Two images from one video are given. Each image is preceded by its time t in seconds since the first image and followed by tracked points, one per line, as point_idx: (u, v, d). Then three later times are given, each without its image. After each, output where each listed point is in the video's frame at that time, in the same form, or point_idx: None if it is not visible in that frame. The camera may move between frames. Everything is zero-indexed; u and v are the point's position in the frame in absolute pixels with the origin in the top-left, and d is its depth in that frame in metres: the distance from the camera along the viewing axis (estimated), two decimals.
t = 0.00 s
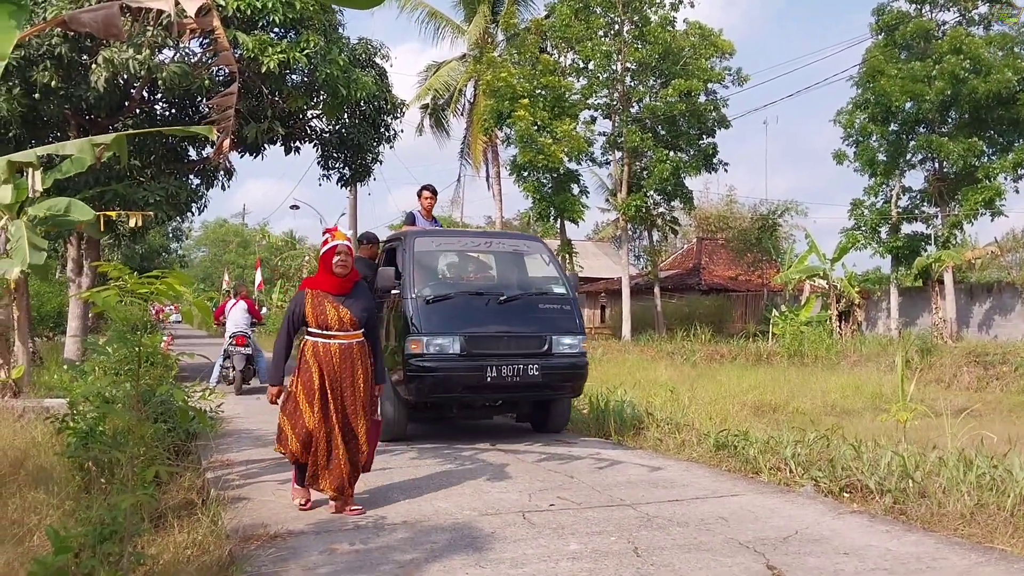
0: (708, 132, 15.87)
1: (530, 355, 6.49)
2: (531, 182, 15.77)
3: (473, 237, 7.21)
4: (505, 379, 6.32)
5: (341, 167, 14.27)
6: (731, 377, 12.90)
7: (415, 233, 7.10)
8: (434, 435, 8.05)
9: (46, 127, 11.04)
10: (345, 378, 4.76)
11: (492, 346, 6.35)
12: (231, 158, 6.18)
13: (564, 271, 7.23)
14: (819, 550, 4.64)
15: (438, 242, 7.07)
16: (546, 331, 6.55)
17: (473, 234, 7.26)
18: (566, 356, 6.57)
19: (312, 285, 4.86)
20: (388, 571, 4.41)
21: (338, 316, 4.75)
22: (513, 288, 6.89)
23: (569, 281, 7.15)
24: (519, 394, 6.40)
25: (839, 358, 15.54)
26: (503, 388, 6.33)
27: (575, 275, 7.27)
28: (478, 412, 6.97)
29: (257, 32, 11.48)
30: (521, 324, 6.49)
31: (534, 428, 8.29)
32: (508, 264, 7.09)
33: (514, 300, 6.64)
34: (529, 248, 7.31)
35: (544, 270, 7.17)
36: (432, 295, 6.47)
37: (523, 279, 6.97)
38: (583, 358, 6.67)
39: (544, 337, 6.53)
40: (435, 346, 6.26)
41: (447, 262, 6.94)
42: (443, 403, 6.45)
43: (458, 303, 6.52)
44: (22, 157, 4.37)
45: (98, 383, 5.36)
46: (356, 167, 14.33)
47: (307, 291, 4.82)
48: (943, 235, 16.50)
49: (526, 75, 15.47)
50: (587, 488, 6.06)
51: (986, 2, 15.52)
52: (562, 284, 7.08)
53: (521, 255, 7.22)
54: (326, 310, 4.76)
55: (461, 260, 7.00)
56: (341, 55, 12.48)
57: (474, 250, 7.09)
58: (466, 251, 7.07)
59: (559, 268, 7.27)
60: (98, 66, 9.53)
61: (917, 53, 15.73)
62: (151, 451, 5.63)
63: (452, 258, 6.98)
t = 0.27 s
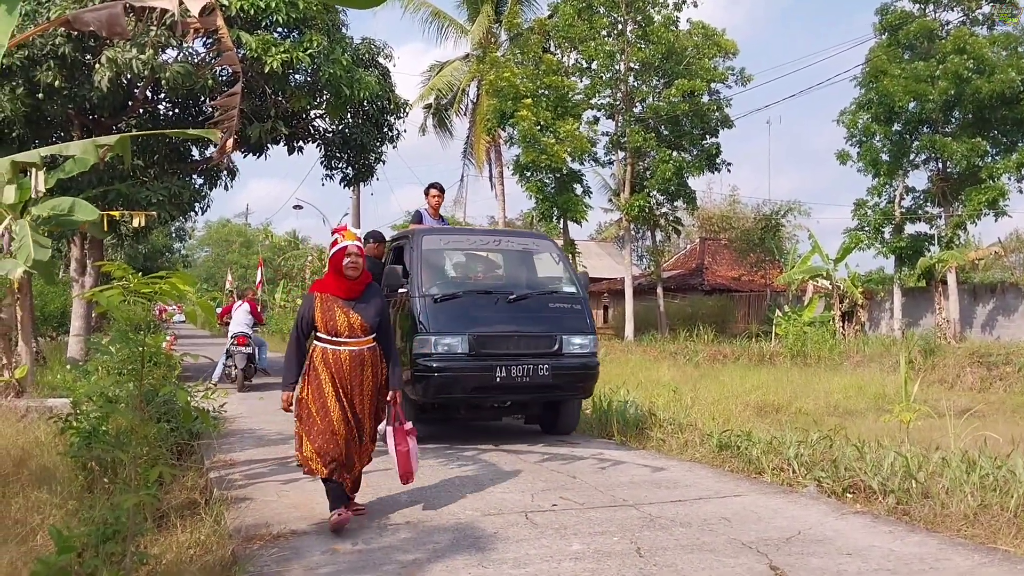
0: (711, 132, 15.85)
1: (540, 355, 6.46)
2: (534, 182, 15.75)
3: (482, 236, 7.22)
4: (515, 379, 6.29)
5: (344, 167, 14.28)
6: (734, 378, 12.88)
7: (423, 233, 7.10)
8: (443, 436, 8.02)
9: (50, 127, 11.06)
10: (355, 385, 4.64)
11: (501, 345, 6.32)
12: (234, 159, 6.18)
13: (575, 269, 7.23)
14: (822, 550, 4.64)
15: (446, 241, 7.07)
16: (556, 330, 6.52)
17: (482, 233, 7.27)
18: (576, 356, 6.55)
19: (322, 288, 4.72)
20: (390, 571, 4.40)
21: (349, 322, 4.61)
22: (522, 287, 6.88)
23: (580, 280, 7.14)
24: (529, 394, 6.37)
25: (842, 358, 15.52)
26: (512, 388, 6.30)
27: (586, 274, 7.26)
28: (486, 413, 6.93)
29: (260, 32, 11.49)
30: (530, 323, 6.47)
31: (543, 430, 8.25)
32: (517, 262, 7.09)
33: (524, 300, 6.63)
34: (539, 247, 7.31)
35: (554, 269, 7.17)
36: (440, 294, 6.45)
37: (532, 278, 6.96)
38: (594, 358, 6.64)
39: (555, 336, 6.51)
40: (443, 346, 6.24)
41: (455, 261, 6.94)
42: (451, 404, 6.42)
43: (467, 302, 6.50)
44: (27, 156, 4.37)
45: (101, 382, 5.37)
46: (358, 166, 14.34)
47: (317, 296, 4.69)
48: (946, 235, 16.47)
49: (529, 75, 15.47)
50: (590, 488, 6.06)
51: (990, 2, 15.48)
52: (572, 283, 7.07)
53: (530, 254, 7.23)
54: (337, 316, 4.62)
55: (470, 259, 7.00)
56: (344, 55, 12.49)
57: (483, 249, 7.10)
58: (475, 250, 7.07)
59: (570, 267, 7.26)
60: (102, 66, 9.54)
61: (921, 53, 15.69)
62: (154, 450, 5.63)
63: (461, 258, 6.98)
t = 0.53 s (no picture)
0: (712, 132, 15.84)
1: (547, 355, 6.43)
2: (534, 182, 15.75)
3: (487, 235, 7.21)
4: (523, 380, 6.25)
5: (345, 167, 14.29)
6: (735, 378, 12.89)
7: (428, 232, 7.08)
8: (450, 437, 7.98)
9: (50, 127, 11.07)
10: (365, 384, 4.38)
11: (508, 345, 6.28)
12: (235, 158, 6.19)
13: (581, 269, 7.23)
14: (823, 550, 4.64)
15: (451, 240, 7.05)
16: (564, 330, 6.50)
17: (487, 232, 7.26)
18: (584, 355, 6.52)
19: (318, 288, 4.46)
20: (391, 571, 4.41)
21: (352, 318, 4.34)
22: (529, 286, 6.86)
23: (586, 280, 7.14)
24: (536, 395, 6.33)
25: (843, 358, 15.52)
26: (520, 389, 6.26)
27: (593, 273, 7.27)
28: (493, 415, 6.86)
29: (261, 32, 11.50)
30: (538, 323, 6.44)
31: (551, 432, 8.20)
32: (523, 262, 7.08)
33: (531, 299, 6.60)
34: (545, 246, 7.31)
35: (560, 268, 7.17)
36: (446, 293, 6.41)
37: (539, 277, 6.95)
38: (602, 358, 6.62)
39: (562, 336, 6.48)
40: (450, 346, 6.19)
41: (460, 260, 6.91)
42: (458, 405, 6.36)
43: (473, 302, 6.46)
44: (27, 156, 4.38)
45: (101, 382, 5.38)
46: (359, 166, 14.35)
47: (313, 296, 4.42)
48: (947, 235, 16.47)
49: (530, 75, 15.46)
50: (591, 488, 6.05)
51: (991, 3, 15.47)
52: (579, 282, 7.07)
53: (537, 253, 7.22)
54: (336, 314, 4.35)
55: (476, 258, 6.98)
56: (345, 55, 12.49)
57: (488, 248, 7.08)
58: (481, 249, 7.06)
59: (576, 266, 7.26)
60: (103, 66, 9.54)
61: (921, 53, 15.68)
62: (154, 450, 5.64)
63: (466, 256, 6.96)
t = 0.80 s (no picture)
0: (714, 133, 15.83)
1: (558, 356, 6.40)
2: (537, 182, 15.74)
3: (497, 233, 7.19)
4: (533, 380, 6.22)
5: (348, 168, 14.31)
6: (738, 378, 12.87)
7: (436, 230, 7.06)
8: (458, 439, 7.93)
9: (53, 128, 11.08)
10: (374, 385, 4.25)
11: (518, 346, 6.26)
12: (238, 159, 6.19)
13: (592, 268, 7.21)
14: (825, 551, 4.63)
15: (460, 238, 7.03)
16: (575, 331, 6.47)
17: (497, 230, 7.24)
18: (596, 356, 6.49)
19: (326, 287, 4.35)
20: (393, 571, 4.41)
21: (360, 321, 4.24)
22: (539, 285, 6.85)
23: (598, 279, 7.11)
24: (547, 396, 6.29)
25: (846, 359, 15.50)
26: (530, 391, 6.22)
27: (605, 271, 7.24)
28: (503, 416, 6.84)
29: (263, 33, 11.52)
30: (549, 323, 6.41)
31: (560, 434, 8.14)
32: (533, 260, 7.06)
33: (542, 299, 6.58)
34: (555, 244, 7.30)
35: (570, 266, 7.15)
36: (455, 293, 6.39)
37: (548, 277, 6.93)
38: (614, 358, 6.57)
39: (573, 337, 6.45)
40: (459, 347, 6.17)
41: (469, 258, 6.89)
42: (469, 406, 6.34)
43: (483, 302, 6.44)
44: (30, 157, 4.38)
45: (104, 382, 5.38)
46: (362, 167, 14.36)
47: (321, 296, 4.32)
48: (949, 236, 16.45)
49: (532, 76, 15.46)
50: (594, 488, 6.05)
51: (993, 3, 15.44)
52: (591, 281, 7.05)
53: (547, 252, 7.20)
54: (344, 314, 4.26)
55: (485, 257, 6.95)
56: (347, 55, 12.49)
57: (498, 246, 7.06)
58: (490, 247, 7.04)
59: (588, 265, 7.24)
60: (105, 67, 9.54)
61: (924, 53, 15.66)
62: (157, 451, 5.63)
63: (475, 255, 6.93)
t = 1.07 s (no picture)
0: (716, 131, 15.81)
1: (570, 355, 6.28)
2: (539, 181, 15.73)
3: (506, 230, 7.07)
4: (544, 380, 6.09)
5: (349, 166, 14.31)
6: (739, 377, 12.86)
7: (444, 226, 6.93)
8: (468, 441, 7.84)
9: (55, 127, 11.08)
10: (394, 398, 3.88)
11: (529, 344, 6.13)
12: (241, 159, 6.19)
13: (604, 266, 7.11)
14: (827, 550, 4.61)
15: (469, 235, 6.91)
16: (588, 329, 6.35)
17: (507, 226, 7.12)
18: (609, 355, 6.38)
19: (353, 286, 3.99)
20: (395, 571, 4.40)
21: (386, 327, 3.87)
22: (549, 283, 6.75)
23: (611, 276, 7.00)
24: (559, 396, 6.17)
25: (847, 357, 15.48)
26: (542, 390, 6.11)
27: (617, 269, 7.14)
28: (514, 416, 6.74)
29: (265, 31, 11.53)
30: (560, 322, 6.29)
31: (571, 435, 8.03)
32: (543, 257, 6.96)
33: (554, 297, 6.46)
34: (566, 241, 7.20)
35: (582, 263, 7.04)
36: (465, 290, 6.25)
37: (559, 274, 6.83)
38: (628, 357, 6.45)
39: (586, 335, 6.34)
40: (469, 346, 6.04)
41: (479, 255, 6.78)
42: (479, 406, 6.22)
43: (494, 300, 6.30)
44: (32, 156, 4.37)
45: (107, 381, 5.37)
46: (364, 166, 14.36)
47: (347, 295, 3.95)
48: (951, 234, 16.42)
49: (534, 74, 15.45)
50: (596, 487, 6.04)
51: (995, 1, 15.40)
52: (603, 279, 6.95)
53: (557, 248, 7.09)
54: (370, 316, 3.89)
55: (495, 254, 6.83)
56: (349, 54, 12.48)
57: (507, 243, 6.95)
58: (500, 244, 6.92)
59: (600, 263, 7.14)
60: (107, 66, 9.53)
61: (926, 51, 15.64)
62: (159, 450, 5.63)
63: (485, 251, 6.81)
